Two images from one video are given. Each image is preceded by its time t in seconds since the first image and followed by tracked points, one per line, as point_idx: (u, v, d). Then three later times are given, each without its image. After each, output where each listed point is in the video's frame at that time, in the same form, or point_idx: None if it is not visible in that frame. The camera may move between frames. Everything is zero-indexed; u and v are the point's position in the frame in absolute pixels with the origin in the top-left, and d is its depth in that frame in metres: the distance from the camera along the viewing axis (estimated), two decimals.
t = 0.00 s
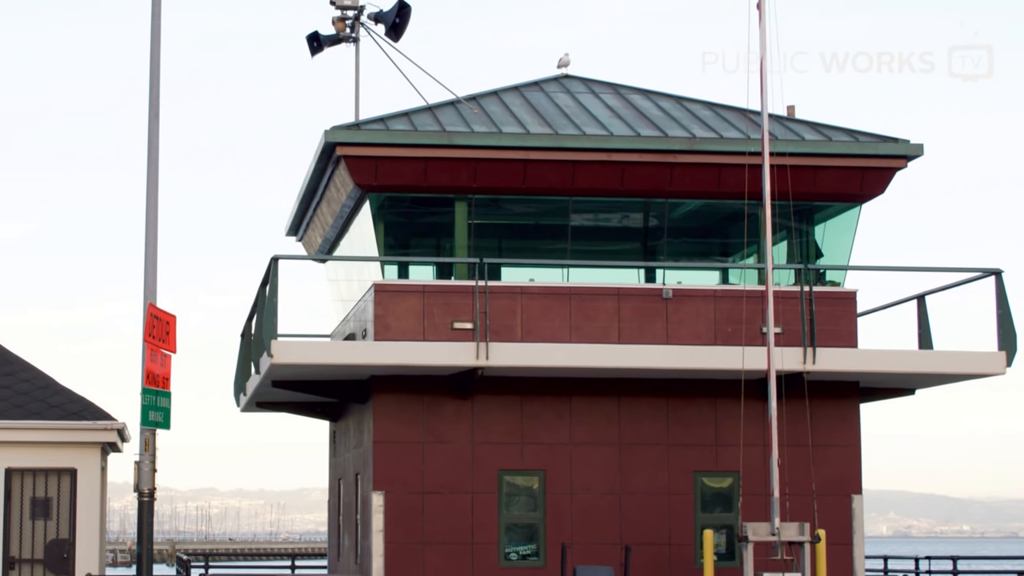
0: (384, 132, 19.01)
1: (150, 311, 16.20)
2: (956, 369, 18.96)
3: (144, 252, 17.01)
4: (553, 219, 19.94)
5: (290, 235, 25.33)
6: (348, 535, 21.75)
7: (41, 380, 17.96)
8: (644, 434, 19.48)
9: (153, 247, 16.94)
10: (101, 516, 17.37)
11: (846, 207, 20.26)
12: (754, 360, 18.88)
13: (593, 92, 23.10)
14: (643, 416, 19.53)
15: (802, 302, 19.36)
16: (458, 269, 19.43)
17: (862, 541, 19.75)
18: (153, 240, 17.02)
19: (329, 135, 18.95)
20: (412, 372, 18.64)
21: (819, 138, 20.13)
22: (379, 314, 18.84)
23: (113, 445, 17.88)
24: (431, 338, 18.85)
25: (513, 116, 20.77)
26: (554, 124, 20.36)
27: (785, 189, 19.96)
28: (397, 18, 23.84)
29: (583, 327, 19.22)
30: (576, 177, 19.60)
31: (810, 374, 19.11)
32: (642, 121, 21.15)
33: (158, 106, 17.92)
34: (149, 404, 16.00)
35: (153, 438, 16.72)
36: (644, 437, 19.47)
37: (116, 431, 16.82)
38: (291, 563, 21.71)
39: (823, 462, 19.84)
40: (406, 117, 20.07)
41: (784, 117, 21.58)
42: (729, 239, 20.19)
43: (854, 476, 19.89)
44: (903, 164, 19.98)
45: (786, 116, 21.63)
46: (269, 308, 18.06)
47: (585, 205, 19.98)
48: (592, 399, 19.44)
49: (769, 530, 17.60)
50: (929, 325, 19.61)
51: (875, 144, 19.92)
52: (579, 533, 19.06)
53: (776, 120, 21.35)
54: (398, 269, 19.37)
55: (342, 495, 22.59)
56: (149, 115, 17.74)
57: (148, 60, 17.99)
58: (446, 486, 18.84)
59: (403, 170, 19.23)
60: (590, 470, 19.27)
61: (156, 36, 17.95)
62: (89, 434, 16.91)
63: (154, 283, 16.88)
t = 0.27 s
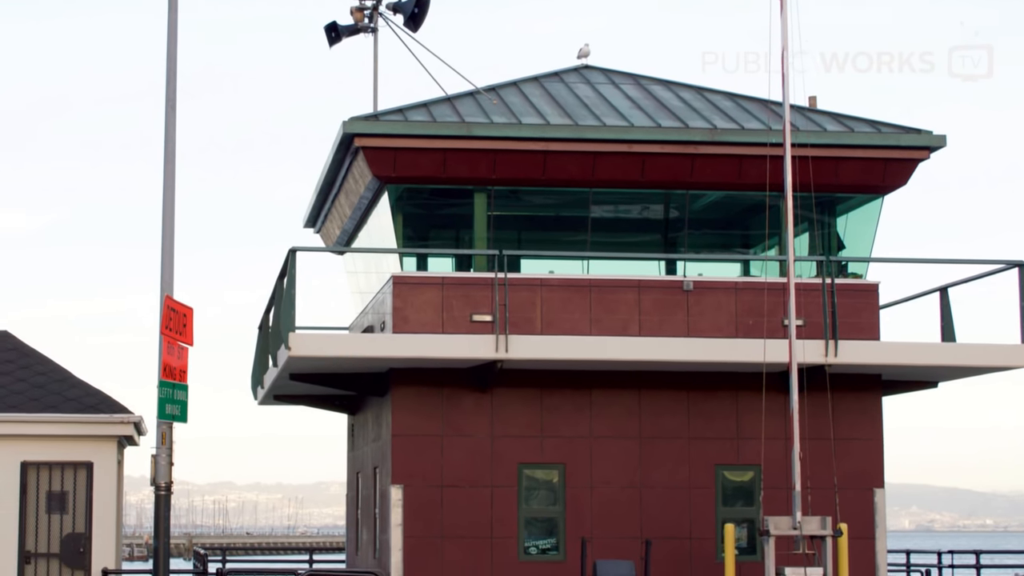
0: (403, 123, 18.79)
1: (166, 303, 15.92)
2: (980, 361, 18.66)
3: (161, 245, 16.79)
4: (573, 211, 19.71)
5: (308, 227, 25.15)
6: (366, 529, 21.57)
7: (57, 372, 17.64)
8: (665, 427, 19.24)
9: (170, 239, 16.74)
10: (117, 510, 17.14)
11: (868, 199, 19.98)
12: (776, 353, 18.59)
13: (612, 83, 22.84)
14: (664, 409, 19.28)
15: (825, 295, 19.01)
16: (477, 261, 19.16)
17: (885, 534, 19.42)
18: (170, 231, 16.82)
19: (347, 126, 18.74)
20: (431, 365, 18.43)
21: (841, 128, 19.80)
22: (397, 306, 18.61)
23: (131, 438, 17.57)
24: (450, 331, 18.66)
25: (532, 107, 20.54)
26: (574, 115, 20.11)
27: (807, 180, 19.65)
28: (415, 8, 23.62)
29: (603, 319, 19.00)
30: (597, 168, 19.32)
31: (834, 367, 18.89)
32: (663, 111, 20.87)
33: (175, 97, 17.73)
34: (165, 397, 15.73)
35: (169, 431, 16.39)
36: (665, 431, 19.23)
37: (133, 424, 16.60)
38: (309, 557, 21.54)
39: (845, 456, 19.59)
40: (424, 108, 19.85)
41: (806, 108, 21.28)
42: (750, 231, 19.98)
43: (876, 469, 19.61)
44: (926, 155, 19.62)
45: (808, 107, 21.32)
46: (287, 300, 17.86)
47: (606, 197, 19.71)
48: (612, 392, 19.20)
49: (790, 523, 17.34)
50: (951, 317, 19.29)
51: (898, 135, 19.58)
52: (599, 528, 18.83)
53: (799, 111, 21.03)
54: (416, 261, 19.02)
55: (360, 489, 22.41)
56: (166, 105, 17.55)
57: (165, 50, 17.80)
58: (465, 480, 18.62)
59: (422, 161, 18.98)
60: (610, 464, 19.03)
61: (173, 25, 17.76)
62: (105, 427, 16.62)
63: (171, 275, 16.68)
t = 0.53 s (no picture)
0: (421, 114, 18.58)
1: (183, 295, 15.65)
2: (1005, 354, 18.36)
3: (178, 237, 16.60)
4: (592, 202, 19.44)
5: (326, 218, 24.97)
6: (385, 523, 21.40)
7: (74, 364, 17.46)
8: (686, 420, 19.00)
9: (187, 231, 16.55)
10: (134, 505, 16.93)
11: (891, 190, 19.64)
12: (798, 345, 18.30)
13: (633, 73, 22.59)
14: (685, 401, 19.04)
15: (847, 288, 18.64)
16: (497, 253, 18.85)
17: (908, 529, 19.21)
18: (187, 224, 16.64)
19: (365, 117, 18.54)
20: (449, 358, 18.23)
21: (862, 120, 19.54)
22: (416, 298, 18.50)
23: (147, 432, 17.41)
24: (469, 324, 18.47)
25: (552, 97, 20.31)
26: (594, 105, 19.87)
27: (829, 172, 19.38)
28: None
29: (623, 311, 18.78)
30: (617, 159, 19.09)
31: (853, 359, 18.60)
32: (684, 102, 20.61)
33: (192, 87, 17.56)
34: (182, 390, 15.45)
35: (186, 424, 16.04)
36: (685, 424, 18.99)
37: (149, 418, 16.39)
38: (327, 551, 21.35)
39: (867, 449, 19.29)
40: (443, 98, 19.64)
41: (829, 99, 20.97)
42: (771, 223, 19.60)
43: (899, 463, 19.32)
44: (949, 146, 19.33)
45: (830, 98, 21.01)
46: (304, 292, 17.70)
47: (626, 188, 19.43)
48: (632, 385, 18.97)
49: (812, 517, 17.09)
50: (974, 309, 18.98)
51: (920, 126, 19.29)
52: (619, 522, 18.61)
53: (821, 102, 20.73)
54: (435, 253, 18.78)
55: (378, 483, 22.23)
56: (183, 96, 17.38)
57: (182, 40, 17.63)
58: (485, 474, 18.43)
59: (441, 152, 18.78)
60: (631, 457, 18.81)
61: (190, 15, 17.59)
62: (121, 420, 16.42)
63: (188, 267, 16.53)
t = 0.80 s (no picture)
0: (440, 105, 18.36)
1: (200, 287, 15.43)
2: None
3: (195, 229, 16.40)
4: (612, 193, 19.17)
5: (344, 210, 24.78)
6: (403, 518, 21.21)
7: (89, 357, 17.25)
8: (707, 414, 18.75)
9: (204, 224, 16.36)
10: (150, 499, 16.72)
11: (913, 182, 19.31)
12: (819, 338, 18.06)
13: (653, 63, 22.32)
14: (705, 395, 18.80)
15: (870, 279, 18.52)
16: (516, 245, 18.67)
17: (930, 524, 18.86)
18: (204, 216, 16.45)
19: (384, 108, 18.32)
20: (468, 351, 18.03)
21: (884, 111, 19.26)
22: (435, 291, 18.26)
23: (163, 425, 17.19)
24: (488, 317, 18.23)
25: (571, 88, 20.07)
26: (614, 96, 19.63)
27: (851, 162, 19.08)
28: None
29: (643, 304, 18.53)
30: (637, 150, 18.85)
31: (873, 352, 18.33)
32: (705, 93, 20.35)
33: (209, 79, 17.37)
34: (198, 382, 15.21)
35: (203, 417, 15.76)
36: (706, 417, 18.75)
37: (166, 411, 16.15)
38: (344, 547, 21.16)
39: (889, 443, 19.01)
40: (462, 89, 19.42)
41: (851, 91, 20.63)
42: (792, 215, 19.34)
43: (921, 456, 19.04)
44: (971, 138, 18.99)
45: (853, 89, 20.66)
46: (322, 285, 17.53)
47: (646, 179, 19.21)
48: (652, 378, 18.73)
49: (833, 511, 16.56)
50: (997, 302, 18.67)
51: (942, 117, 18.94)
52: (639, 516, 18.38)
53: (843, 93, 20.40)
54: (454, 246, 18.62)
55: (396, 476, 22.07)
56: (199, 88, 17.19)
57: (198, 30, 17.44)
58: (504, 467, 18.22)
59: (460, 144, 18.57)
60: (651, 451, 18.58)
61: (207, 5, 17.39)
62: (138, 414, 16.22)
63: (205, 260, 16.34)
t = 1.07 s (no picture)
0: (458, 96, 18.15)
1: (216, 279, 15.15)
2: None
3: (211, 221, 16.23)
4: (633, 185, 18.94)
5: (362, 201, 24.60)
6: (422, 511, 21.05)
7: (106, 350, 17.07)
8: (727, 407, 18.52)
9: (221, 216, 16.19)
10: (167, 493, 16.51)
11: (935, 173, 19.07)
12: (841, 331, 17.81)
13: (673, 54, 22.05)
14: (726, 387, 18.57)
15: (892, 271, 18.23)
16: (535, 237, 18.51)
17: (953, 518, 18.59)
18: (222, 209, 16.31)
19: (402, 99, 18.13)
20: (486, 343, 17.85)
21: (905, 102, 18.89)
22: (453, 283, 18.01)
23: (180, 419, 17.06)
24: (507, 309, 18.01)
25: (590, 79, 19.83)
26: (634, 87, 19.38)
27: (873, 153, 18.79)
28: None
29: (663, 296, 18.28)
30: (658, 142, 18.61)
31: (895, 345, 18.06)
32: (726, 83, 20.07)
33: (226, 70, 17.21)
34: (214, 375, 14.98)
35: (220, 411, 15.58)
36: (727, 410, 18.51)
37: (183, 405, 15.99)
38: (362, 541, 20.99)
39: (911, 436, 18.74)
40: (481, 80, 19.20)
41: (872, 82, 20.26)
42: (814, 207, 19.14)
43: (943, 450, 18.78)
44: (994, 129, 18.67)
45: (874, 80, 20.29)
46: (339, 278, 17.35)
47: (667, 170, 18.94)
48: (672, 371, 18.51)
49: (855, 506, 16.52)
50: (1020, 294, 18.38)
51: (964, 108, 18.64)
52: (659, 510, 18.17)
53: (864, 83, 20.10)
54: (473, 237, 18.48)
55: (415, 469, 21.91)
56: (216, 79, 17.03)
57: (215, 21, 17.28)
58: (523, 461, 18.03)
59: (479, 135, 18.37)
60: (671, 444, 18.36)
61: None
62: (155, 407, 16.01)
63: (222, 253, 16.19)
